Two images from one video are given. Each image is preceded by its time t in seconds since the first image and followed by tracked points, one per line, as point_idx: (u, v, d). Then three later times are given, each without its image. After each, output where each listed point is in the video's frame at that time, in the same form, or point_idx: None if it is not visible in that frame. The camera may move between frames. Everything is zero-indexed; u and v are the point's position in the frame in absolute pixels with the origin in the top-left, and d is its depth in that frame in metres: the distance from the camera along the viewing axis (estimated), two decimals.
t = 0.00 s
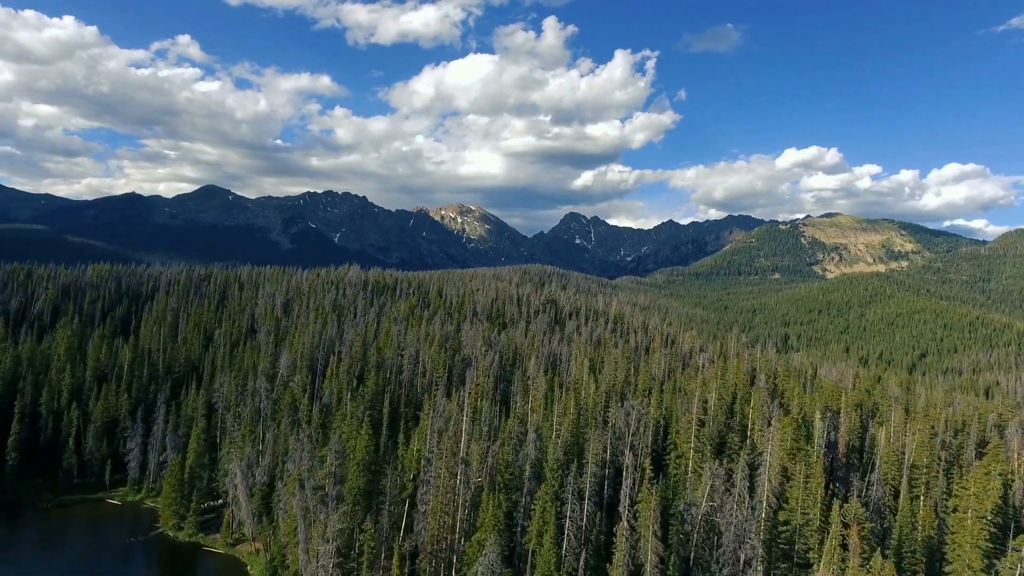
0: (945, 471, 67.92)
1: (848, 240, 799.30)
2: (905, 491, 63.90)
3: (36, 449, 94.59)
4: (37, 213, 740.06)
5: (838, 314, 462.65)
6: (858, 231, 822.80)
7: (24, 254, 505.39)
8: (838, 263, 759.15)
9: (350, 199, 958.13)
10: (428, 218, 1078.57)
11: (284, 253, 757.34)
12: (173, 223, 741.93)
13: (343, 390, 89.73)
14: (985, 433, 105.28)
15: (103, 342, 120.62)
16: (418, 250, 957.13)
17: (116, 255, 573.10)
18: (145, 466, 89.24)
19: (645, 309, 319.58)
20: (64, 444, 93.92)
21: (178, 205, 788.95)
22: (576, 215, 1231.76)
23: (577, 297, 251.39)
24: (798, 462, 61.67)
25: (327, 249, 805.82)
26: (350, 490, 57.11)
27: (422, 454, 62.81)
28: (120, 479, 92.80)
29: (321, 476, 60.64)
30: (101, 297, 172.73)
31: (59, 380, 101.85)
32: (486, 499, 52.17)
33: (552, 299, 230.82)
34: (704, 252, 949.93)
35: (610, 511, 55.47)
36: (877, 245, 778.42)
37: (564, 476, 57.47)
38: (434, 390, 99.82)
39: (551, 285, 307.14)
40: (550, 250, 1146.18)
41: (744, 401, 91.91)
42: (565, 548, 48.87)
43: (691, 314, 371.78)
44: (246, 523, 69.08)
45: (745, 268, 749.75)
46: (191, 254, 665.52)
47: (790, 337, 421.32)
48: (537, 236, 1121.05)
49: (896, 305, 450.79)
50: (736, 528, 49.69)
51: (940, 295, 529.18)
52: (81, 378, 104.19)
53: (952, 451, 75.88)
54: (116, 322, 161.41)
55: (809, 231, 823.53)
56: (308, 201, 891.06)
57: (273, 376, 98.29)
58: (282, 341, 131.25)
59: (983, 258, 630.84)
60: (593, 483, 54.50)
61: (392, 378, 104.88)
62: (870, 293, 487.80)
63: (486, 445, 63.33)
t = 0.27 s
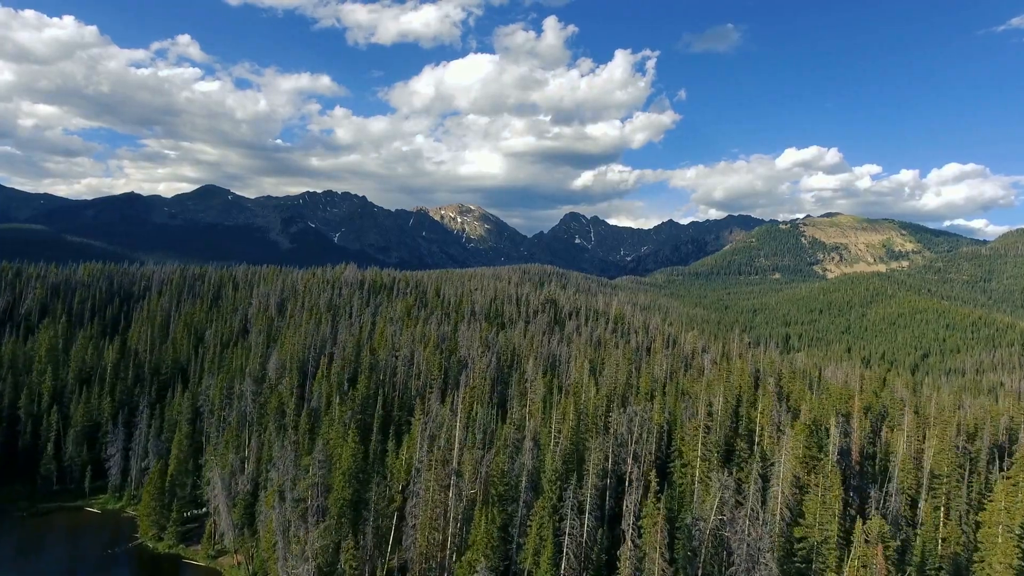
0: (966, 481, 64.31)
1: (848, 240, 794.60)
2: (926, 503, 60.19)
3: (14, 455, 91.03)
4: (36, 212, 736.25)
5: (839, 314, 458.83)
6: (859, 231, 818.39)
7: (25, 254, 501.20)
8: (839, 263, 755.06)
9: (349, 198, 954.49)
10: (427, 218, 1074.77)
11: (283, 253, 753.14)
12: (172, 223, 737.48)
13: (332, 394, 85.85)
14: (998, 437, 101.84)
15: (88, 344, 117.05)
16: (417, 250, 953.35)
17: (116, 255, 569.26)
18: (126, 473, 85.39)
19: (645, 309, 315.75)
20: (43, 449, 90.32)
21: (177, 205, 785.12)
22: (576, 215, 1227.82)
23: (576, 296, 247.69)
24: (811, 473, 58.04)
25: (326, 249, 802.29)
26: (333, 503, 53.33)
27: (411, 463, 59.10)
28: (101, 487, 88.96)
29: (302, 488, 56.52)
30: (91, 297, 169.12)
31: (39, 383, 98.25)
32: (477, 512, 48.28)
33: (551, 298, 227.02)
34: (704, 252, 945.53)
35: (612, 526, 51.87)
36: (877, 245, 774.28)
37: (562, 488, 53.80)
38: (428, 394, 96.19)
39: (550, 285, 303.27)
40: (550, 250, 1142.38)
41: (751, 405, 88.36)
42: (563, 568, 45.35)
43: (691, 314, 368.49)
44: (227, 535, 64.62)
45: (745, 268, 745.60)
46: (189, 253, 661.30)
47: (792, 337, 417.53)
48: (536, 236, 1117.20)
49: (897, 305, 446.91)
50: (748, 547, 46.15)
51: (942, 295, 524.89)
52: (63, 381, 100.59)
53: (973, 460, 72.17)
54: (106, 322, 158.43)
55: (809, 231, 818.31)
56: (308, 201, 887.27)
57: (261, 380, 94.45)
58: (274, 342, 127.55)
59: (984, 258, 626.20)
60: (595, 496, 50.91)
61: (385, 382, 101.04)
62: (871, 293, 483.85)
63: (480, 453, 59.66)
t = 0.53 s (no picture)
0: (988, 493, 60.90)
1: (848, 240, 790.57)
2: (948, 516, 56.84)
3: None
4: (35, 212, 731.53)
5: (841, 314, 455.33)
6: (859, 231, 814.80)
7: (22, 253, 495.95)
8: (839, 263, 751.44)
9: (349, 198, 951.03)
10: (427, 217, 1071.24)
11: (283, 253, 748.83)
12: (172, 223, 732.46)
13: (321, 398, 82.35)
14: (1013, 442, 98.48)
15: (72, 345, 113.28)
16: (417, 249, 949.74)
17: (115, 255, 564.66)
18: (105, 480, 81.65)
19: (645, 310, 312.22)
20: (19, 455, 86.35)
21: (177, 205, 781.16)
22: (576, 215, 1224.23)
23: (576, 296, 244.29)
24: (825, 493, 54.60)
25: (325, 249, 798.82)
26: (315, 519, 49.79)
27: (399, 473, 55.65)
28: (78, 494, 85.09)
29: (282, 500, 52.97)
30: (81, 297, 165.41)
31: (18, 386, 94.48)
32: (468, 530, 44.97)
33: (550, 298, 223.39)
34: (704, 252, 941.62)
35: (616, 544, 48.41)
36: (877, 245, 770.87)
37: (561, 504, 50.45)
38: (422, 398, 92.80)
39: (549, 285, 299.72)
40: (549, 250, 1139.02)
41: (758, 409, 84.99)
42: None
43: (692, 314, 365.23)
44: (204, 548, 61.15)
45: (745, 268, 741.39)
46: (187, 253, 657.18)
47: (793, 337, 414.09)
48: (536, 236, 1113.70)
49: (899, 305, 443.41)
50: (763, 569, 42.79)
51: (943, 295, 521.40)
52: (42, 385, 96.72)
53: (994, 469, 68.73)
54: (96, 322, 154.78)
55: (808, 231, 813.93)
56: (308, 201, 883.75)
57: (248, 383, 90.88)
58: (265, 343, 123.87)
59: (985, 258, 622.48)
60: (596, 512, 47.60)
61: (377, 386, 97.32)
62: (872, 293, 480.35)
63: (474, 463, 56.23)
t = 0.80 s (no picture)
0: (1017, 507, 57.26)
1: (848, 240, 785.75)
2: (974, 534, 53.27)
3: None
4: (35, 212, 727.50)
5: (842, 314, 451.34)
6: (860, 231, 810.60)
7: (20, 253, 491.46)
8: (840, 263, 747.10)
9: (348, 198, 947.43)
10: (427, 217, 1067.36)
11: (282, 253, 744.85)
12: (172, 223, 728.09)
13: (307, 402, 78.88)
14: None
15: (56, 347, 109.65)
16: (417, 249, 945.73)
17: (115, 255, 560.73)
18: (82, 488, 77.96)
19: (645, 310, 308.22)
20: None
21: (176, 205, 777.10)
22: (576, 216, 1219.94)
23: (576, 296, 240.49)
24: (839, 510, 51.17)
25: (325, 249, 794.87)
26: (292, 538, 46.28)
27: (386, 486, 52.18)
28: (55, 503, 81.32)
29: (259, 515, 49.53)
30: (70, 297, 161.73)
31: None
32: (457, 551, 41.45)
33: (550, 299, 219.48)
34: (704, 252, 937.29)
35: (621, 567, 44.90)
36: (878, 245, 766.76)
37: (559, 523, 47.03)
38: (416, 403, 89.34)
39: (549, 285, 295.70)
40: (550, 250, 1135.07)
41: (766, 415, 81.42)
42: None
43: (693, 314, 361.22)
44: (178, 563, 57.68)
45: (745, 268, 736.97)
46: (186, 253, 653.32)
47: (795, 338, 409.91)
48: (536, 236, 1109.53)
49: (901, 305, 439.20)
50: None
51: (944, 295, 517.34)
52: (21, 389, 93.16)
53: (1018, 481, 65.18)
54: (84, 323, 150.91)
55: (808, 231, 809.03)
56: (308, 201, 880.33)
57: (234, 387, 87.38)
58: (255, 345, 120.31)
59: (986, 258, 618.11)
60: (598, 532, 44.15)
61: (369, 390, 93.99)
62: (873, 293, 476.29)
63: (467, 476, 52.75)
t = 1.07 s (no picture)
0: None
1: (849, 239, 781.61)
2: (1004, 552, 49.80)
3: None
4: (33, 212, 723.12)
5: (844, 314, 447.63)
6: (861, 231, 806.81)
7: (19, 253, 486.74)
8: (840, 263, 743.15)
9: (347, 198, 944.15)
10: (427, 217, 1063.92)
11: (281, 252, 740.99)
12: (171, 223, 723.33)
13: (292, 407, 75.61)
14: None
15: (37, 349, 106.12)
16: (416, 249, 942.19)
17: (113, 255, 556.16)
18: (56, 497, 74.29)
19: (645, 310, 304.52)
20: None
21: (175, 205, 773.08)
22: (576, 216, 1216.53)
23: (576, 296, 237.07)
24: (858, 528, 47.37)
25: (324, 249, 790.97)
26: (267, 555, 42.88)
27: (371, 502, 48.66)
28: (27, 513, 77.43)
29: (231, 532, 46.08)
30: (58, 297, 158.09)
31: None
32: None
33: (549, 298, 215.92)
34: (705, 252, 933.32)
35: None
36: (878, 245, 763.17)
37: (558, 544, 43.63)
38: (409, 407, 86.00)
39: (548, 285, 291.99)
40: (550, 250, 1131.41)
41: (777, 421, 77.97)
42: None
43: (694, 314, 357.34)
44: None
45: (747, 268, 733.23)
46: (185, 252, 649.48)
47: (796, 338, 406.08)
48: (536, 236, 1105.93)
49: (903, 305, 435.21)
50: None
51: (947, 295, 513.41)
52: None
53: None
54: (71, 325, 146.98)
55: (808, 230, 806.01)
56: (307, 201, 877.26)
57: (219, 392, 84.16)
58: (245, 346, 116.85)
59: (988, 258, 614.17)
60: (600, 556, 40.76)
61: (361, 394, 90.28)
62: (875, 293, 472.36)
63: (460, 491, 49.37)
